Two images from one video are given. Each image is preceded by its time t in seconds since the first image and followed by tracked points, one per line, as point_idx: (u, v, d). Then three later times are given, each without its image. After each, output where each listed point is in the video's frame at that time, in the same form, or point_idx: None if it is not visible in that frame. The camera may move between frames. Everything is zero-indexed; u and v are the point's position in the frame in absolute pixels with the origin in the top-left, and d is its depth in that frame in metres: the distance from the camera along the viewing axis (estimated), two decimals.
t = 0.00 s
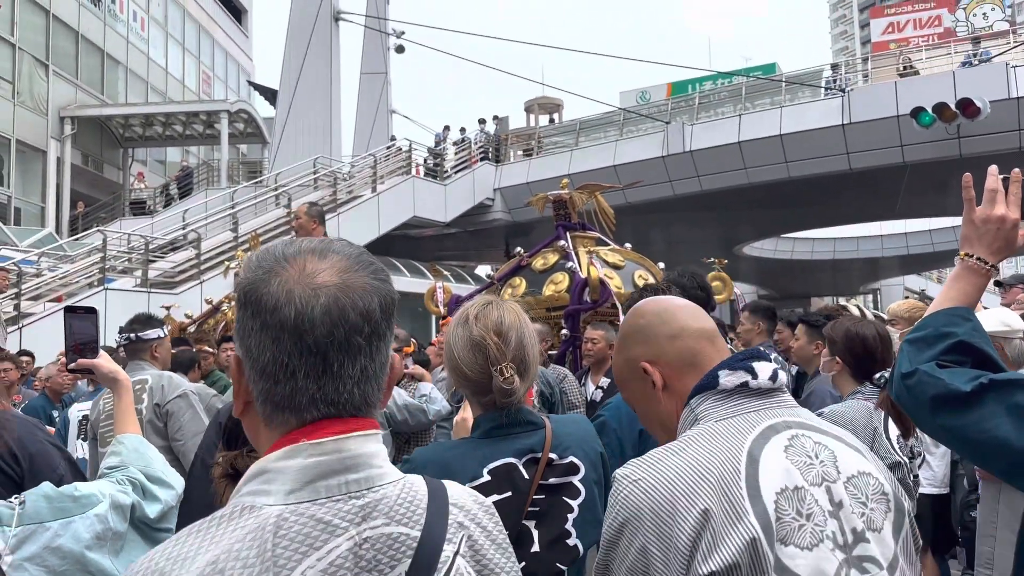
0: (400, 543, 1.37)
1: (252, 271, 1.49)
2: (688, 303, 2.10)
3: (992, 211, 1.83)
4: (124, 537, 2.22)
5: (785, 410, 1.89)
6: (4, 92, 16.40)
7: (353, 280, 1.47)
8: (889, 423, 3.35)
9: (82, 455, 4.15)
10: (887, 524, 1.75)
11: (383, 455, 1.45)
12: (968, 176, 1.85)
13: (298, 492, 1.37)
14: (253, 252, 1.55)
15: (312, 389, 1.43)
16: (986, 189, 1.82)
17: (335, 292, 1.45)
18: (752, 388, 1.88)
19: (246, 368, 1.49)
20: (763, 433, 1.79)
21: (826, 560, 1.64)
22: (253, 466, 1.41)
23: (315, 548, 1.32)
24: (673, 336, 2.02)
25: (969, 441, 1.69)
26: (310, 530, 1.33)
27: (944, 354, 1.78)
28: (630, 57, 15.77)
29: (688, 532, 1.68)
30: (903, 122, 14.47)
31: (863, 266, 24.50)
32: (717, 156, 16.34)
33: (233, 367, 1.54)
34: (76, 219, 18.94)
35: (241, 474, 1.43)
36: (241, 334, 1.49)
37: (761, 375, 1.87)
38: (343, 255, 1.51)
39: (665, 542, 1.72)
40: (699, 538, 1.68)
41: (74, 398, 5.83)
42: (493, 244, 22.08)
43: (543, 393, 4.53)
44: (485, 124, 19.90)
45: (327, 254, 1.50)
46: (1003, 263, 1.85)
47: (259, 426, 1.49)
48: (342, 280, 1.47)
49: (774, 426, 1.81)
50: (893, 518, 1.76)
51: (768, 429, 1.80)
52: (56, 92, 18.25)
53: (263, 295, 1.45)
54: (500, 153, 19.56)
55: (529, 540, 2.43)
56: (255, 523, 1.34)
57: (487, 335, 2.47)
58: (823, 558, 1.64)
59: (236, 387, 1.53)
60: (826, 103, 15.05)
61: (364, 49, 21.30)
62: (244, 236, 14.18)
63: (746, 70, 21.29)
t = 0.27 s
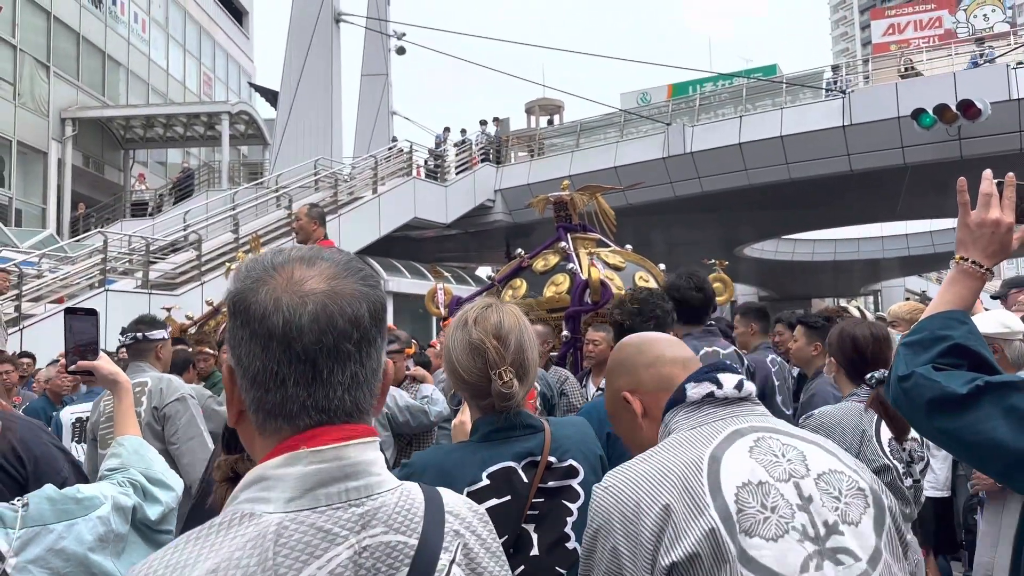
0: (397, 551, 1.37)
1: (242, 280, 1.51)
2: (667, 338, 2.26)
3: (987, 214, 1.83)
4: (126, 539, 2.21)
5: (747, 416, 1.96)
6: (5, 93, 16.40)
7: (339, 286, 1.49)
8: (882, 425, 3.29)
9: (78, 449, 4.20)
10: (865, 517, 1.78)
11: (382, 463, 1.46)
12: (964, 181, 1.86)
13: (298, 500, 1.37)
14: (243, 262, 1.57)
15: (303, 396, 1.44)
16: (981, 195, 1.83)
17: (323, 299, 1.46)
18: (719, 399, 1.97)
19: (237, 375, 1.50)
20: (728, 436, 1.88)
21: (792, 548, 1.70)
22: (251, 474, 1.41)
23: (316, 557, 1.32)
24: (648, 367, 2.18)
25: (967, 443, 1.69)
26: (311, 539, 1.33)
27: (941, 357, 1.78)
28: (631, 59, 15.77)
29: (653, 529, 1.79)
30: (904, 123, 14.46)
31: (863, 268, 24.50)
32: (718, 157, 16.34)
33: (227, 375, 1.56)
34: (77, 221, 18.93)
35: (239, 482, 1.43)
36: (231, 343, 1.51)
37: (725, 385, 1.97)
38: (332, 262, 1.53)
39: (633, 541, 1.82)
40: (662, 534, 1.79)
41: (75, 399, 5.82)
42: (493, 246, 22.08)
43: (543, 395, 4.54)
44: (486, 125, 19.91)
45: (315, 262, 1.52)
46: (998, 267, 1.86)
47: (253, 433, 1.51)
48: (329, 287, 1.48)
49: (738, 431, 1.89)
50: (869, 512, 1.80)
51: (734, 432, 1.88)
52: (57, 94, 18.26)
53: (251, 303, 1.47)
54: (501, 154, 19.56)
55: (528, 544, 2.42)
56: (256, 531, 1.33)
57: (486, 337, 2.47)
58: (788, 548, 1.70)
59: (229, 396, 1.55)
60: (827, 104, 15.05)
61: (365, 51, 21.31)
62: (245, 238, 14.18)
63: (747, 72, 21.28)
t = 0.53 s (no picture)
0: (395, 561, 1.39)
1: (236, 286, 1.52)
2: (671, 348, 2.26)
3: (987, 213, 1.83)
4: (124, 540, 2.21)
5: (749, 418, 1.96)
6: (3, 95, 16.39)
7: (332, 294, 1.49)
8: (878, 426, 3.29)
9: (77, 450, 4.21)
10: (859, 520, 1.76)
11: (380, 472, 1.47)
12: (963, 181, 1.86)
13: (297, 512, 1.36)
14: (238, 270, 1.58)
15: (297, 403, 1.44)
16: (980, 194, 1.83)
17: (316, 305, 1.47)
18: (715, 402, 1.97)
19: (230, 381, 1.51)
20: (720, 439, 1.87)
21: (775, 550, 1.69)
22: (248, 483, 1.40)
23: (314, 569, 1.33)
24: (651, 376, 2.18)
25: (965, 442, 1.69)
26: (310, 551, 1.34)
27: (941, 356, 1.78)
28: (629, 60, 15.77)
29: (637, 529, 1.81)
30: (903, 124, 14.47)
31: (862, 268, 24.51)
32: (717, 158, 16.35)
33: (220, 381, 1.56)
34: (75, 223, 18.92)
35: (236, 490, 1.42)
36: (225, 349, 1.51)
37: (720, 392, 1.97)
38: (326, 270, 1.54)
39: (620, 539, 1.84)
40: (646, 533, 1.81)
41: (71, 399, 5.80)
42: (492, 247, 22.08)
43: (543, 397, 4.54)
44: (485, 127, 19.91)
45: (310, 269, 1.53)
46: (998, 266, 1.86)
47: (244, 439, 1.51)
48: (324, 294, 1.49)
49: (733, 433, 1.89)
50: (866, 516, 1.77)
51: (725, 435, 1.88)
52: (56, 95, 18.25)
53: (244, 311, 1.48)
54: (500, 155, 19.57)
55: (525, 544, 2.42)
56: (255, 543, 1.33)
57: (482, 338, 2.48)
58: (772, 549, 1.69)
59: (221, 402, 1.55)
60: (826, 105, 15.06)
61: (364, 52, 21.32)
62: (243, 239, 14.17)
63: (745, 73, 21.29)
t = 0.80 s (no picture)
0: (370, 556, 1.39)
1: (207, 290, 1.53)
2: (682, 337, 2.25)
3: (981, 215, 1.86)
4: (119, 543, 2.22)
5: (757, 418, 1.95)
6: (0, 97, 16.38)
7: (301, 298, 1.48)
8: (878, 427, 3.30)
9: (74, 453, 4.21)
10: (863, 527, 1.75)
11: (355, 469, 1.48)
12: (956, 183, 1.87)
13: (271, 509, 1.39)
14: (213, 272, 1.58)
15: (268, 408, 1.45)
16: (974, 196, 1.85)
17: (286, 309, 1.46)
18: (723, 399, 1.97)
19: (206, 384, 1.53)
20: (727, 439, 1.87)
21: (777, 558, 1.69)
22: (225, 481, 1.43)
23: (288, 565, 1.35)
24: (660, 365, 2.18)
25: (961, 444, 1.69)
26: (285, 546, 1.36)
27: (935, 358, 1.79)
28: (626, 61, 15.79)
29: (638, 529, 1.82)
30: (899, 124, 14.50)
31: (859, 268, 24.55)
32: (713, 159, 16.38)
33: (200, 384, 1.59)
34: (72, 225, 18.91)
35: (213, 489, 1.45)
36: (200, 353, 1.53)
37: (728, 387, 1.96)
38: (299, 272, 1.53)
39: (620, 538, 1.86)
40: (647, 534, 1.81)
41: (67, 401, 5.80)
42: (490, 248, 22.09)
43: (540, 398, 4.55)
44: (482, 128, 19.93)
45: (282, 271, 1.52)
46: (991, 268, 1.87)
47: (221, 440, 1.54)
48: (294, 299, 1.48)
49: (739, 433, 1.88)
50: (870, 523, 1.75)
51: (732, 435, 1.87)
52: (53, 97, 18.25)
53: (213, 317, 1.49)
54: (497, 156, 19.58)
55: (520, 546, 2.41)
56: (229, 539, 1.36)
57: (476, 342, 2.49)
58: (774, 556, 1.69)
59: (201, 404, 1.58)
60: (822, 106, 15.08)
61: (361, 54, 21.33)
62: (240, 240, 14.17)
63: (742, 74, 21.31)
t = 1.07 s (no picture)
0: (341, 543, 1.39)
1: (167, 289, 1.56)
2: (703, 309, 2.08)
3: (973, 220, 1.88)
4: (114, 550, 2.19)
5: (775, 419, 1.91)
6: None
7: (256, 290, 1.50)
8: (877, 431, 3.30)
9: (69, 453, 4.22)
10: (873, 541, 1.75)
11: (324, 458, 1.47)
12: (949, 187, 1.89)
13: (239, 498, 1.39)
14: (176, 269, 1.61)
15: (229, 400, 1.46)
16: (966, 201, 1.88)
17: (242, 302, 1.48)
18: (739, 398, 1.91)
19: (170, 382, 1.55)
20: (742, 443, 1.83)
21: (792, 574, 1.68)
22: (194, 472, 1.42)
23: (257, 552, 1.35)
24: (674, 345, 2.03)
25: (956, 448, 1.70)
26: (252, 534, 1.36)
27: (929, 362, 1.80)
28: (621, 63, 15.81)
29: (651, 536, 1.80)
30: (893, 126, 14.54)
31: (854, 269, 24.60)
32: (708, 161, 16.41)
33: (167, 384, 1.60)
34: (67, 228, 18.85)
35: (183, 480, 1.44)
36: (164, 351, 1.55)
37: (748, 387, 1.90)
38: (257, 265, 1.55)
39: (632, 543, 1.84)
40: (661, 542, 1.80)
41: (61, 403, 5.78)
42: (486, 250, 22.09)
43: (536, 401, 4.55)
44: (477, 130, 19.92)
45: (241, 265, 1.54)
46: (984, 273, 1.89)
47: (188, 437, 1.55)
48: (251, 291, 1.50)
49: (757, 438, 1.85)
50: (880, 535, 1.76)
51: (749, 440, 1.84)
52: (46, 100, 18.20)
53: (171, 313, 1.51)
54: (493, 158, 19.58)
55: (515, 549, 2.42)
56: (197, 528, 1.36)
57: (468, 346, 2.49)
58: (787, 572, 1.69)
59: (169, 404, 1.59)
60: (816, 107, 15.11)
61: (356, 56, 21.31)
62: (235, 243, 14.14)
63: (737, 75, 21.36)
